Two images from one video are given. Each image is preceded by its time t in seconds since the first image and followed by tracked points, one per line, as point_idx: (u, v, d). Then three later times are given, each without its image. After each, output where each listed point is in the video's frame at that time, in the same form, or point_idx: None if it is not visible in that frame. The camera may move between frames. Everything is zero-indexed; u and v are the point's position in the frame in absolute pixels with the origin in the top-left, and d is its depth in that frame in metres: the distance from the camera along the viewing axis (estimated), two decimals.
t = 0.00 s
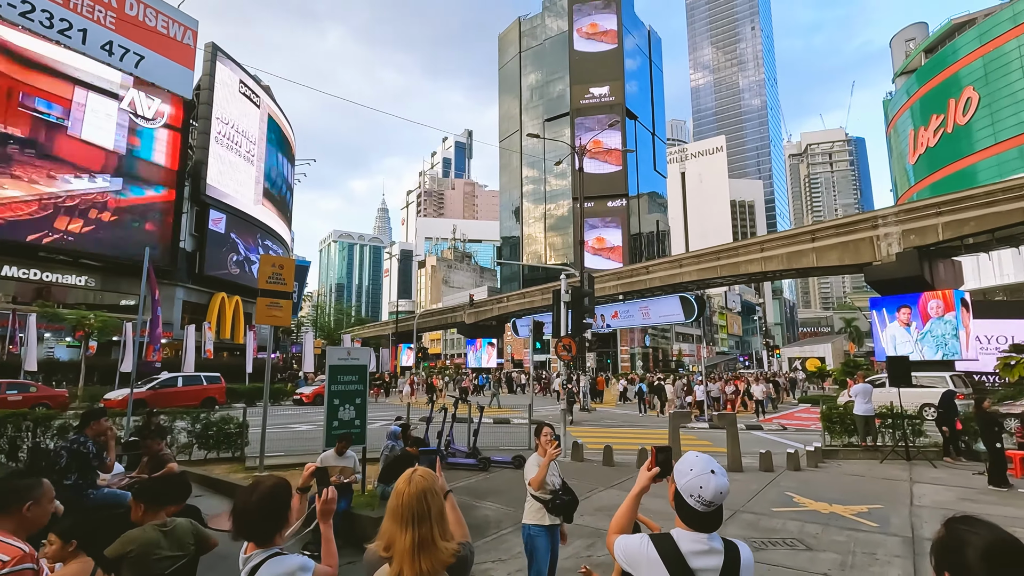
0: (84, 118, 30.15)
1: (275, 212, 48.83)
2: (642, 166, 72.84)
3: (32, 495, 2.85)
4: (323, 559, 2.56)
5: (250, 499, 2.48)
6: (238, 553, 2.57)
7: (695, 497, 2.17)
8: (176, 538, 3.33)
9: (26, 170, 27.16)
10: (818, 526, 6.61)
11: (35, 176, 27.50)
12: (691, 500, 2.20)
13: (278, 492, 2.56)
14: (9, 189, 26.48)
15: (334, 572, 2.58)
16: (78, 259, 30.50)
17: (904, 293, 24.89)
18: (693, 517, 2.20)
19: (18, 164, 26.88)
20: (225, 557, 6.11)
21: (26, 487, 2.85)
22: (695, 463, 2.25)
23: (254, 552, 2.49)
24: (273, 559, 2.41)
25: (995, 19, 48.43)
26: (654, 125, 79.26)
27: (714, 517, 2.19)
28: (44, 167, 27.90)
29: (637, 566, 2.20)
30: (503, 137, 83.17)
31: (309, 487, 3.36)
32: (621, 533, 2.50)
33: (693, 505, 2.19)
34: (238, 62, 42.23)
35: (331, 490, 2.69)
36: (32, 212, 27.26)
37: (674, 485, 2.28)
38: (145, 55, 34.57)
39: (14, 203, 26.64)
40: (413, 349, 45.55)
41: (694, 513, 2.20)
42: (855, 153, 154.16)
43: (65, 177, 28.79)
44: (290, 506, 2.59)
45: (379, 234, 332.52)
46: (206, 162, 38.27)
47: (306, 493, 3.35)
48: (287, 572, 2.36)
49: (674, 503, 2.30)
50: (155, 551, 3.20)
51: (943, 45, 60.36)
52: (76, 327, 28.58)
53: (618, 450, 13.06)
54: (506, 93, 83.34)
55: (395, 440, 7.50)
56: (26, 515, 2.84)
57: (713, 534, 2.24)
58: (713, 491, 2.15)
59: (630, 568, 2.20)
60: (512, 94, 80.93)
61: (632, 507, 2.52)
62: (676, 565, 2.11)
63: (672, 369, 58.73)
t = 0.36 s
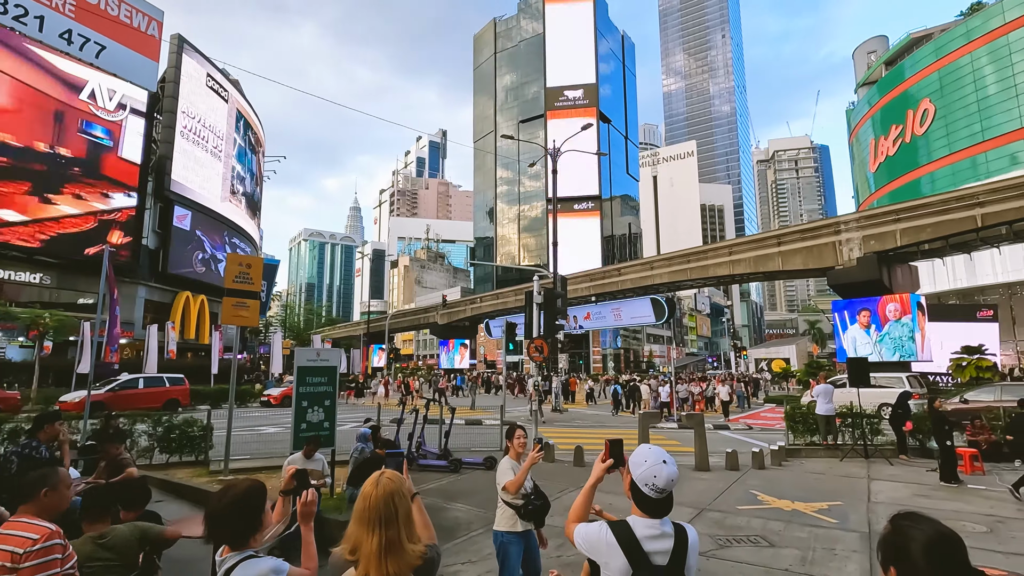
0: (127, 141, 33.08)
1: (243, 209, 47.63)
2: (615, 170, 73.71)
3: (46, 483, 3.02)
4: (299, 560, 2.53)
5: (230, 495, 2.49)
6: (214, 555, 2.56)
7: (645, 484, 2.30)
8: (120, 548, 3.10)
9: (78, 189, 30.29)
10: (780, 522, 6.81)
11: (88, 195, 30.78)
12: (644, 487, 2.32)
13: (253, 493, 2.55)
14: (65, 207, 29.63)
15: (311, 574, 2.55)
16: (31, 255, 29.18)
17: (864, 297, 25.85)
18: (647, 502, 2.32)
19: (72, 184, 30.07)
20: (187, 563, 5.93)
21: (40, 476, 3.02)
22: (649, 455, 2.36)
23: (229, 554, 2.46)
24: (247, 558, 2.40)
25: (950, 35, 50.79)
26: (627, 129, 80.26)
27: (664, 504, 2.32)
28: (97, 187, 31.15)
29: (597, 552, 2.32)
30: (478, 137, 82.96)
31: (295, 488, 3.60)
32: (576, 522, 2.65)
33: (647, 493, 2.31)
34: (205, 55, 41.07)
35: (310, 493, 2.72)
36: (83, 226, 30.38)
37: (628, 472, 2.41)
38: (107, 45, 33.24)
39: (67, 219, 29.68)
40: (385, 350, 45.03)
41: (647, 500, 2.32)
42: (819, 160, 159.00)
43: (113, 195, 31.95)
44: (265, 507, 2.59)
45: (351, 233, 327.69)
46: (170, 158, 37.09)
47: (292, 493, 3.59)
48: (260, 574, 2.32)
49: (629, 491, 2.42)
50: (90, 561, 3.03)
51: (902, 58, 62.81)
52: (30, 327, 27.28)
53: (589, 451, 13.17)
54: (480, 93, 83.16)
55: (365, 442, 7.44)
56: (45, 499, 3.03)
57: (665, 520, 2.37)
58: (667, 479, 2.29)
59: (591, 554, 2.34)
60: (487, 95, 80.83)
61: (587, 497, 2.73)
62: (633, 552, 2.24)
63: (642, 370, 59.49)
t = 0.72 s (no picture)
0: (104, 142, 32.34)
1: (221, 211, 46.82)
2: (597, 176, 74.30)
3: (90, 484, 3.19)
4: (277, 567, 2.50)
5: (206, 499, 2.48)
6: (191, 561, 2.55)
7: (634, 485, 2.53)
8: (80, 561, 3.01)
9: (54, 183, 29.69)
10: (756, 527, 6.89)
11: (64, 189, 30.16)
12: (632, 486, 2.56)
13: (227, 500, 2.53)
14: (41, 199, 29.11)
15: None
16: None
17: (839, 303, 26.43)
18: (634, 501, 2.55)
19: (57, 184, 29.80)
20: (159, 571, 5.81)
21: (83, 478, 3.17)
22: (638, 457, 2.60)
23: (203, 560, 2.44)
24: (222, 563, 2.40)
25: (920, 50, 52.59)
26: (609, 136, 81.07)
27: (648, 503, 2.56)
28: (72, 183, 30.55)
29: (590, 551, 2.45)
30: (460, 142, 82.88)
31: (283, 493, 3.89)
32: (560, 522, 2.76)
33: (636, 493, 2.53)
34: (183, 54, 40.41)
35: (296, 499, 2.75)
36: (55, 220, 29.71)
37: (613, 470, 2.63)
38: (79, 41, 32.41)
39: (42, 212, 29.07)
40: (365, 355, 44.52)
41: (635, 498, 2.55)
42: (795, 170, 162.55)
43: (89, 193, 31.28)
44: (240, 516, 2.56)
45: (330, 236, 323.72)
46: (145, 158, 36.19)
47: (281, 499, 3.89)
48: None
49: (617, 493, 2.62)
50: None
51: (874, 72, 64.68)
52: None
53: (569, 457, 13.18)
54: (463, 98, 83.18)
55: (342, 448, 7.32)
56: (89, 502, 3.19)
57: (647, 519, 2.58)
58: (656, 480, 2.52)
59: (583, 554, 2.46)
60: (470, 100, 80.88)
61: (563, 500, 2.80)
62: (624, 546, 2.43)
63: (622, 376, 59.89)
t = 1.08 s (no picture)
0: (90, 149, 32.20)
1: (202, 217, 46.16)
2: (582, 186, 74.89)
3: (136, 481, 3.57)
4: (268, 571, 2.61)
5: (190, 511, 2.67)
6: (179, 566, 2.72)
7: (641, 486, 2.79)
8: None
9: (43, 190, 29.54)
10: (739, 536, 6.93)
11: (53, 195, 29.98)
12: (642, 488, 2.81)
13: (214, 509, 2.71)
14: (31, 206, 28.88)
15: None
16: None
17: (819, 314, 26.94)
18: (639, 500, 2.80)
19: (34, 186, 29.09)
20: None
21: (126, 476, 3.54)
22: (644, 463, 2.87)
23: (193, 565, 2.60)
24: (209, 570, 2.56)
25: (896, 67, 54.05)
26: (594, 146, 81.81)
27: (648, 503, 2.83)
28: (60, 190, 30.37)
29: (609, 553, 2.58)
30: (447, 150, 82.95)
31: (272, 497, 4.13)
32: (566, 530, 2.81)
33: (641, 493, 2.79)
34: (167, 58, 40.08)
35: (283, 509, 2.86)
36: (44, 226, 29.51)
37: (622, 473, 2.85)
38: (60, 44, 31.85)
39: (32, 219, 28.87)
40: (348, 363, 44.06)
41: (641, 500, 2.81)
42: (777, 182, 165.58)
43: (75, 198, 31.04)
44: (228, 525, 2.75)
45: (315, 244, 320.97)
46: (126, 163, 35.60)
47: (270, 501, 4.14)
48: None
49: (624, 496, 2.82)
50: None
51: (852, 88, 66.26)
52: None
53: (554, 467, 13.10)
54: (450, 106, 83.42)
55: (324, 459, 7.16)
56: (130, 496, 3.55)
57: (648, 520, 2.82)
58: (661, 482, 2.82)
59: (603, 555, 2.57)
60: (456, 109, 81.11)
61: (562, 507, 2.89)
62: (639, 541, 2.60)
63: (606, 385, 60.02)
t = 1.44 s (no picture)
0: (74, 153, 31.78)
1: (186, 223, 45.58)
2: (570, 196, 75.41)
3: (162, 489, 3.78)
4: None
5: (172, 527, 2.68)
6: None
7: (641, 493, 2.85)
8: None
9: (25, 194, 29.13)
10: (724, 547, 6.94)
11: (32, 200, 29.46)
12: (643, 496, 2.88)
13: (199, 521, 2.73)
14: (10, 210, 28.40)
15: None
16: None
17: (802, 325, 27.31)
18: (637, 506, 2.86)
19: (13, 191, 28.62)
20: None
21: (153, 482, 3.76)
22: (641, 470, 2.93)
23: None
24: None
25: (875, 84, 55.45)
26: (582, 157, 82.47)
27: (646, 508, 2.88)
28: (42, 194, 29.98)
29: (619, 558, 2.61)
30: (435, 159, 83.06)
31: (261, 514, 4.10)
32: (571, 536, 2.83)
33: (641, 497, 2.85)
34: (152, 63, 39.74)
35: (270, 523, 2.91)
36: (26, 230, 29.05)
37: (624, 481, 2.90)
38: (43, 46, 31.35)
39: (13, 223, 28.41)
40: (333, 372, 43.61)
41: (640, 505, 2.86)
42: (761, 194, 168.15)
43: (57, 203, 30.64)
44: (213, 537, 2.77)
45: (301, 251, 318.36)
46: (108, 167, 35.12)
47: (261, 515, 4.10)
48: None
49: (626, 503, 2.87)
50: None
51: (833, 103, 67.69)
52: None
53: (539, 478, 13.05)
54: (438, 115, 83.70)
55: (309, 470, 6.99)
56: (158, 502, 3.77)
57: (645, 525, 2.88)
58: (658, 487, 2.88)
59: (607, 561, 2.60)
60: (445, 118, 81.40)
61: (564, 516, 2.93)
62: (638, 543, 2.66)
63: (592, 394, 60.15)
